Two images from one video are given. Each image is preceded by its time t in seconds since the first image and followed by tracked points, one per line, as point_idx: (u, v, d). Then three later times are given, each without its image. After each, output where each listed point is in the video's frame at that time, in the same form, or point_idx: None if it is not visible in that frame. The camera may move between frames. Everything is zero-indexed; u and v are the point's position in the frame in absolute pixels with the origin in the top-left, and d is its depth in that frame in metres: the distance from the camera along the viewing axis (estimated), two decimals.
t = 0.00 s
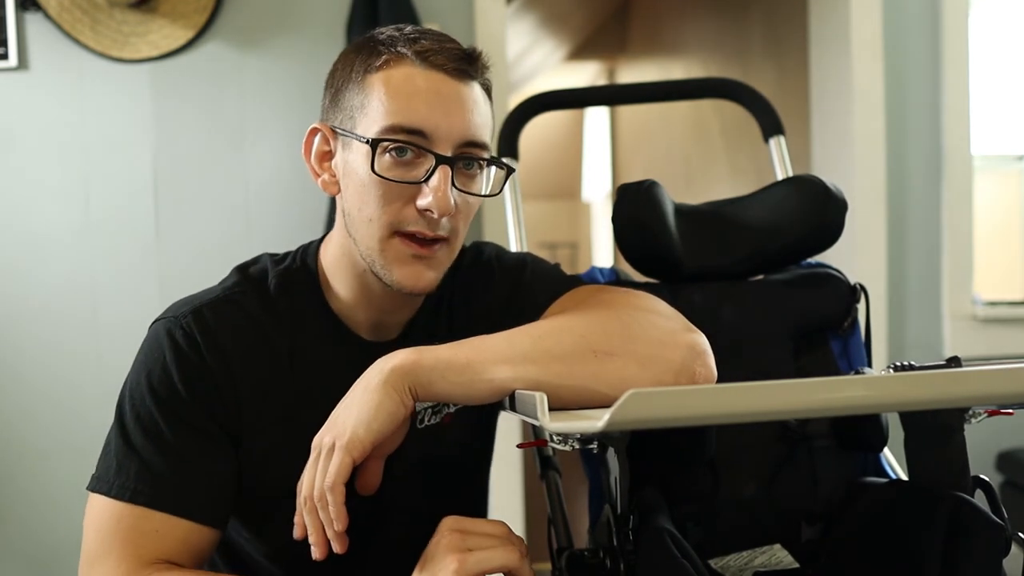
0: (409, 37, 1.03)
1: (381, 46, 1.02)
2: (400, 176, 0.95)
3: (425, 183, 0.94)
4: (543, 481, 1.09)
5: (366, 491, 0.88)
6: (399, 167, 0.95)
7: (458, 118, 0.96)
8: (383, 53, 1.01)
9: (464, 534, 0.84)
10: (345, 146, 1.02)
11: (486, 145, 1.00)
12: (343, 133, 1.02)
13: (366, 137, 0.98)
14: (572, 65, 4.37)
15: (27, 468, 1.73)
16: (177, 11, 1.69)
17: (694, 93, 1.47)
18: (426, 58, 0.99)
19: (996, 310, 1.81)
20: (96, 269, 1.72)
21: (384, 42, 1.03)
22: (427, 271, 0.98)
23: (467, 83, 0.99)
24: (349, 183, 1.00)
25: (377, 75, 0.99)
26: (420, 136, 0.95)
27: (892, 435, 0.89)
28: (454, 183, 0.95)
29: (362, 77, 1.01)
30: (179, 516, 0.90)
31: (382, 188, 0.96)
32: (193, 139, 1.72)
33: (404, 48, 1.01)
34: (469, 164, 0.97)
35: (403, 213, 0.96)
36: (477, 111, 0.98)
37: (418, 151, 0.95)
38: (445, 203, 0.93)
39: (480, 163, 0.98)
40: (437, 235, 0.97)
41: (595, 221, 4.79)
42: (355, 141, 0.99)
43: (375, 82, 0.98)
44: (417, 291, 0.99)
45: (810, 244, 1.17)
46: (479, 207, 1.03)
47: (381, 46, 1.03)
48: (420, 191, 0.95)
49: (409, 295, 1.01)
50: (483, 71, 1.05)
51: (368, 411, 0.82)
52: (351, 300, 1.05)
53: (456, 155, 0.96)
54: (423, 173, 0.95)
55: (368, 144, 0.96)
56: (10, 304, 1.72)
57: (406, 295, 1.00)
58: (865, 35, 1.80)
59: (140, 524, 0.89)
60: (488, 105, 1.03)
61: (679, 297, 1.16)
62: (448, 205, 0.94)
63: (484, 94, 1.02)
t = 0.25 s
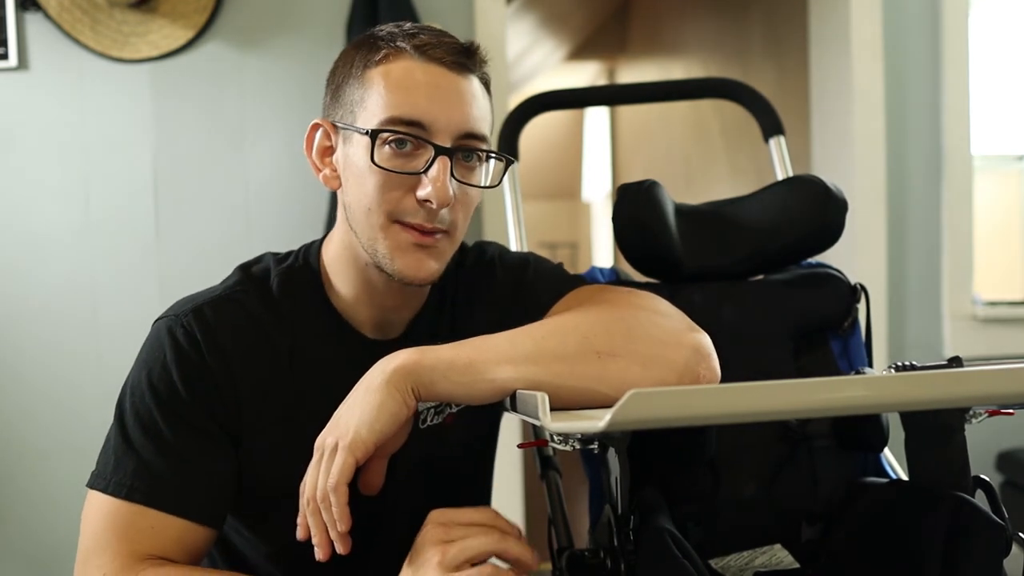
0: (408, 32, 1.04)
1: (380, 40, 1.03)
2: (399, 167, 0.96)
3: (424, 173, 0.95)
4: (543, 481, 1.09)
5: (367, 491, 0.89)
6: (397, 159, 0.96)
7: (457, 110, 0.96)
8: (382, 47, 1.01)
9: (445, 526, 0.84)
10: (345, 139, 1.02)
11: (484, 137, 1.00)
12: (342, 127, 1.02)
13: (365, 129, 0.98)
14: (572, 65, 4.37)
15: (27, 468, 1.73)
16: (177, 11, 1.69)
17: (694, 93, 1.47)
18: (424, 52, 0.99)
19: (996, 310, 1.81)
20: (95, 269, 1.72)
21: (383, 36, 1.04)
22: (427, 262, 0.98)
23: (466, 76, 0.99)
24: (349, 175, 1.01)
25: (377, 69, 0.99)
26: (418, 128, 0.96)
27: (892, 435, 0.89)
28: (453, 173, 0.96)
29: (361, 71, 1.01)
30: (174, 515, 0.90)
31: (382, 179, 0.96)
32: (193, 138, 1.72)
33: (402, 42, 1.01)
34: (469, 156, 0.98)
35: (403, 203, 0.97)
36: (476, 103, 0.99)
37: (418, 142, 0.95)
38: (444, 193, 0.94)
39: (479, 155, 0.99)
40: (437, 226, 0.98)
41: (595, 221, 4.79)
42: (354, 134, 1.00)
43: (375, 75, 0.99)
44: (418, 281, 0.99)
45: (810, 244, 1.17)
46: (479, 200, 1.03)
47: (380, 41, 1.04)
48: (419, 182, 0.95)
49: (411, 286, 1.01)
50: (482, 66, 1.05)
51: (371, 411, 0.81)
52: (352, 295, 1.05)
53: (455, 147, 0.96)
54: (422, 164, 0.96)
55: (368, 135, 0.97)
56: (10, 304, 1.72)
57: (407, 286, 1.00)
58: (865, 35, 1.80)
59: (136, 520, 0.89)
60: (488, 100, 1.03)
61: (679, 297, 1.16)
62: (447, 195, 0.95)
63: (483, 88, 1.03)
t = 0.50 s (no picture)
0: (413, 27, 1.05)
1: (385, 34, 1.04)
2: (397, 156, 0.96)
3: (422, 163, 0.96)
4: (543, 481, 1.09)
5: (368, 492, 0.89)
6: (396, 148, 0.97)
7: (456, 102, 0.97)
8: (386, 40, 1.02)
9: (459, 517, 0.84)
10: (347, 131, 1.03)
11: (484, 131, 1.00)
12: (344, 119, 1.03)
13: (365, 119, 0.99)
14: (572, 65, 4.37)
15: (27, 468, 1.73)
16: (177, 11, 1.69)
17: (694, 93, 1.47)
18: (426, 44, 1.00)
19: (996, 310, 1.80)
20: (96, 269, 1.72)
21: (388, 31, 1.05)
22: (424, 252, 0.98)
23: (468, 70, 0.99)
24: (349, 166, 1.02)
25: (379, 60, 1.00)
26: (417, 118, 0.96)
27: (892, 435, 0.89)
28: (450, 164, 0.96)
29: (365, 63, 1.02)
30: (173, 512, 0.90)
31: (379, 168, 0.97)
32: (193, 138, 1.72)
33: (405, 36, 1.02)
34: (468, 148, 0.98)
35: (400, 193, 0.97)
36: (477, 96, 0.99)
37: (416, 131, 0.96)
38: (440, 182, 0.95)
39: (479, 148, 0.99)
40: (434, 216, 0.98)
41: (594, 221, 4.79)
42: (355, 124, 1.01)
43: (376, 66, 1.00)
44: (414, 273, 0.99)
45: (810, 243, 1.17)
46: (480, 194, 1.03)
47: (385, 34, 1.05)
48: (417, 171, 0.96)
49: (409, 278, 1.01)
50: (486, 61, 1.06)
51: (371, 411, 0.81)
52: (354, 288, 1.06)
53: (453, 137, 0.97)
54: (420, 154, 0.96)
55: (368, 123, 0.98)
56: (10, 304, 1.72)
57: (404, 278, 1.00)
58: (865, 35, 1.80)
59: (137, 517, 0.89)
60: (490, 95, 1.04)
61: (680, 296, 1.16)
62: (443, 184, 0.95)
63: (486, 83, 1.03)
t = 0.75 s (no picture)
0: (410, 28, 1.05)
1: (383, 36, 1.04)
2: (399, 158, 0.97)
3: (424, 164, 0.96)
4: (543, 482, 1.09)
5: (368, 492, 0.88)
6: (398, 151, 0.97)
7: (457, 103, 0.97)
8: (384, 42, 1.03)
9: (420, 517, 0.76)
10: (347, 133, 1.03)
11: (485, 131, 1.01)
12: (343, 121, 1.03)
13: (366, 122, 0.99)
14: (572, 65, 4.37)
15: (27, 468, 1.73)
16: (177, 11, 1.69)
17: (695, 93, 1.47)
18: (426, 46, 1.00)
19: (996, 310, 1.80)
20: (96, 270, 1.72)
21: (385, 32, 1.05)
22: (427, 255, 0.99)
23: (468, 71, 1.00)
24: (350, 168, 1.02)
25: (379, 63, 1.00)
26: (419, 120, 0.97)
27: (892, 435, 0.89)
28: (452, 165, 0.97)
29: (364, 66, 1.03)
30: (171, 520, 0.91)
31: (381, 171, 0.97)
32: (194, 139, 1.72)
33: (404, 38, 1.02)
34: (469, 148, 0.99)
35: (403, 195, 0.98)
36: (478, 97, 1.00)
37: (418, 134, 0.96)
38: (443, 183, 0.95)
39: (480, 148, 1.00)
40: (437, 218, 0.98)
41: (594, 221, 4.79)
42: (355, 127, 1.01)
43: (376, 68, 1.00)
44: (417, 276, 0.99)
45: (810, 243, 1.17)
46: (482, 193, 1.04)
47: (383, 36, 1.05)
48: (419, 173, 0.96)
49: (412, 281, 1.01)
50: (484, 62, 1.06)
51: (371, 412, 0.81)
52: (357, 291, 1.06)
53: (455, 138, 0.97)
54: (423, 156, 0.97)
55: (369, 126, 0.98)
56: (10, 304, 1.72)
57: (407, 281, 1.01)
58: (865, 35, 1.80)
59: (134, 524, 0.90)
60: (489, 94, 1.04)
61: (680, 296, 1.16)
62: (446, 185, 0.95)
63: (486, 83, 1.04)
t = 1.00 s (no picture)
0: (373, 29, 1.04)
1: (346, 41, 1.04)
2: (376, 163, 0.96)
3: (402, 166, 0.95)
4: (543, 482, 1.09)
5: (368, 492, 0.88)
6: (374, 156, 0.96)
7: (428, 100, 0.97)
8: (349, 47, 1.02)
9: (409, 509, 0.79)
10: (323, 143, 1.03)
11: (462, 124, 1.00)
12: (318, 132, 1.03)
13: (339, 130, 0.99)
14: (572, 65, 4.37)
15: (28, 468, 1.73)
16: (177, 11, 1.69)
17: (695, 93, 1.47)
18: (390, 46, 1.00)
19: (996, 310, 1.80)
20: (96, 270, 1.72)
21: (349, 37, 1.04)
22: (418, 256, 0.98)
23: (436, 66, 0.99)
24: (331, 178, 1.01)
25: (345, 68, 1.00)
26: (391, 122, 0.96)
27: (892, 436, 0.89)
28: (432, 163, 0.96)
29: (331, 74, 1.02)
30: (169, 538, 0.90)
31: (361, 178, 0.96)
32: (193, 140, 1.72)
33: (368, 40, 1.02)
34: (448, 144, 0.98)
35: (387, 201, 0.96)
36: (450, 91, 0.99)
37: (392, 136, 0.95)
38: (424, 183, 0.94)
39: (459, 143, 0.99)
40: (424, 219, 0.97)
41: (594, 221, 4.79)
42: (330, 136, 1.01)
43: (343, 74, 1.00)
44: (412, 277, 0.98)
45: (810, 243, 1.17)
46: (467, 188, 1.03)
47: (347, 42, 1.04)
48: (399, 175, 0.95)
49: (406, 284, 1.00)
50: (453, 55, 1.05)
51: (372, 414, 0.81)
52: (348, 299, 1.06)
53: (432, 136, 0.97)
54: (399, 157, 0.96)
55: (342, 136, 0.97)
56: (10, 305, 1.72)
57: (401, 284, 1.00)
58: (865, 35, 1.80)
59: (131, 542, 0.89)
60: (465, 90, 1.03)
61: (680, 296, 1.16)
62: (427, 185, 0.95)
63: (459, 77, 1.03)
